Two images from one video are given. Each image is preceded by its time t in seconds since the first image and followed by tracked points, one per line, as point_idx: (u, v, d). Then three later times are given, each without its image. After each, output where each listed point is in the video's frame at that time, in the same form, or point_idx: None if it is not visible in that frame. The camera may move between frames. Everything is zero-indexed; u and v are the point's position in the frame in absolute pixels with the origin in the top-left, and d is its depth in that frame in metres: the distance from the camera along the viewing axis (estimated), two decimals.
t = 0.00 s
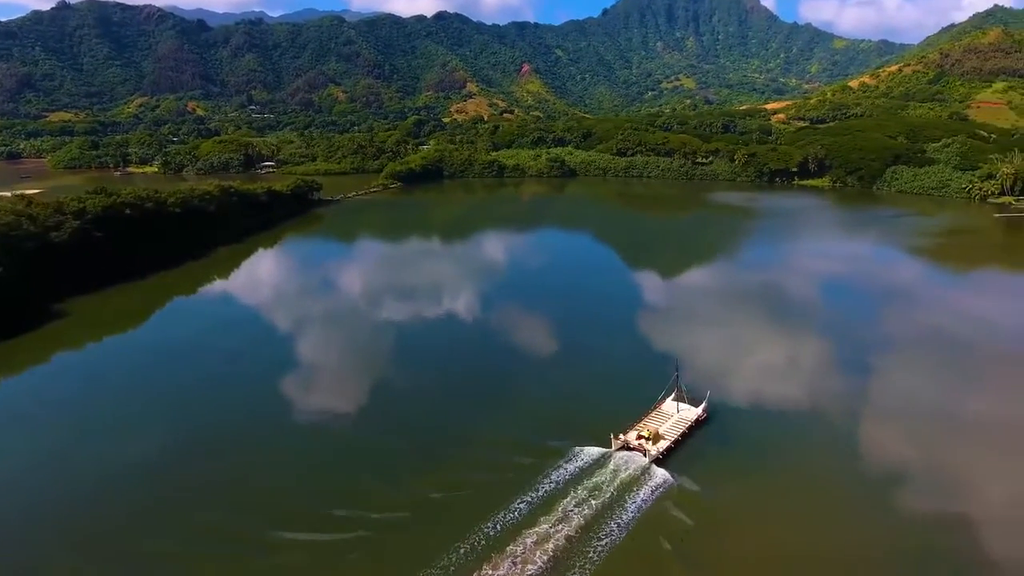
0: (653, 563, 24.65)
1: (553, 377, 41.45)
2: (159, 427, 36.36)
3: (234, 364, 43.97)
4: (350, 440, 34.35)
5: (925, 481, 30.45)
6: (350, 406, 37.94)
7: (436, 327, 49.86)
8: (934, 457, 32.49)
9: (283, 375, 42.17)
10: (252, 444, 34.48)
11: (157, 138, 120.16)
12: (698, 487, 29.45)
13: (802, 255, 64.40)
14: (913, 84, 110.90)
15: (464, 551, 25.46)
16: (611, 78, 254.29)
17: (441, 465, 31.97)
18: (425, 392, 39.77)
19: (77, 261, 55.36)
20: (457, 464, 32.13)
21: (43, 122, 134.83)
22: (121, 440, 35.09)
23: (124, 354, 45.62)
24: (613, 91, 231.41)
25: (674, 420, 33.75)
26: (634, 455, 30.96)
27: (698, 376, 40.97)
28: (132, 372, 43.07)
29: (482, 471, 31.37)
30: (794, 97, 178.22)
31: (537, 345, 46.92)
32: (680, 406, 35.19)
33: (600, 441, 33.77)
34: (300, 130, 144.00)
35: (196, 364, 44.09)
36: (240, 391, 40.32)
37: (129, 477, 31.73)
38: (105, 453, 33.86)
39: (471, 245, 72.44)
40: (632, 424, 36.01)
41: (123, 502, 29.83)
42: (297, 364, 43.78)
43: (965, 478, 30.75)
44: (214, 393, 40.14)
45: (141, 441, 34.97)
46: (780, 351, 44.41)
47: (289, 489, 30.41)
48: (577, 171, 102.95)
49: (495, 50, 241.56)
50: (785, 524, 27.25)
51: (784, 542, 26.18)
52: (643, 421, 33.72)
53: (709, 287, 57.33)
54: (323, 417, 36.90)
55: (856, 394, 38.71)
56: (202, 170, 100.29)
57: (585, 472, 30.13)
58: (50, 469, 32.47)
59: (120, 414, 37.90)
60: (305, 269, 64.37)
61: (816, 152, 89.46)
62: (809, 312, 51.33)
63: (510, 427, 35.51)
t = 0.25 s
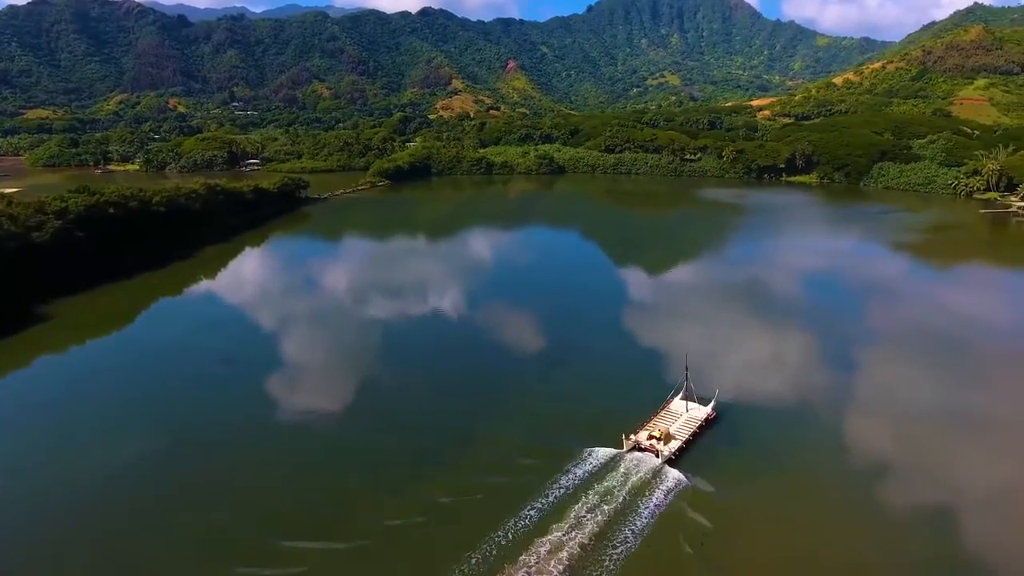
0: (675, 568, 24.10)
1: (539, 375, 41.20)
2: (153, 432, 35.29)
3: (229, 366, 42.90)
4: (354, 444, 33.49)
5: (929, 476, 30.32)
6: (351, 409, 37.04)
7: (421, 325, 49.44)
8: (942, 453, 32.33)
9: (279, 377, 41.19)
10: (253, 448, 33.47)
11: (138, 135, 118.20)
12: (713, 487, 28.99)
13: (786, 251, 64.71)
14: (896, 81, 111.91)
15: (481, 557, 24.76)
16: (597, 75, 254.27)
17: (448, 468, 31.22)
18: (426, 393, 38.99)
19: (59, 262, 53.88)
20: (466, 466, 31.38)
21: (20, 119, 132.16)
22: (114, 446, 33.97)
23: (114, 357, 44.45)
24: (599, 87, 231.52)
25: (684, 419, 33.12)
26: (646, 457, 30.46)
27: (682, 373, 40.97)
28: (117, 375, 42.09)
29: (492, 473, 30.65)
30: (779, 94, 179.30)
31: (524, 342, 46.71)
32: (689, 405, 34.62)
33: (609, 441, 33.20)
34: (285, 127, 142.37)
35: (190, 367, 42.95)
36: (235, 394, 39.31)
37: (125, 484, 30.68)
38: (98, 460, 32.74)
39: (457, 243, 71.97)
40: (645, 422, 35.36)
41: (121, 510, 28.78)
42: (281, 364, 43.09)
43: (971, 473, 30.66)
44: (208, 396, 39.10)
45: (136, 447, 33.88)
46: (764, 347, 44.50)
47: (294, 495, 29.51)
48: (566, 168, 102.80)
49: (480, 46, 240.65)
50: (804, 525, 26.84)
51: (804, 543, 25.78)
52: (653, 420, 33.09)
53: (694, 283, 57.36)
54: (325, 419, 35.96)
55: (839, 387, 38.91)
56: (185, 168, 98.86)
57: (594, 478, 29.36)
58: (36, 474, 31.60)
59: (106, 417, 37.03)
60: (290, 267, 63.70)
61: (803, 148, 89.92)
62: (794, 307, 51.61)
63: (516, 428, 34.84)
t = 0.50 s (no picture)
0: (694, 572, 23.48)
1: (521, 371, 41.05)
2: (140, 440, 33.99)
3: (216, 370, 41.59)
4: (354, 449, 32.50)
5: (923, 473, 30.30)
6: (346, 412, 36.07)
7: (402, 323, 49.03)
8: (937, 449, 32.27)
9: (271, 382, 39.98)
10: (248, 455, 32.25)
11: (111, 132, 115.61)
12: (725, 487, 28.45)
13: (763, 247, 65.17)
14: (873, 78, 113.38)
15: (494, 565, 23.88)
16: (576, 72, 254.49)
17: (452, 472, 30.31)
18: (422, 396, 38.17)
19: (33, 263, 52.40)
20: (471, 471, 30.51)
21: None
22: (100, 456, 32.57)
23: (97, 364, 42.87)
24: (578, 84, 231.74)
25: (689, 418, 32.56)
26: (655, 457, 29.82)
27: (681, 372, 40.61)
28: (93, 381, 40.74)
29: (499, 477, 29.79)
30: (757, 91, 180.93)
31: (505, 340, 46.38)
32: (693, 404, 34.10)
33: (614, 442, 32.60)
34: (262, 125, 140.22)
35: (177, 372, 41.57)
36: (225, 399, 38.08)
37: (114, 495, 29.40)
38: (84, 471, 31.39)
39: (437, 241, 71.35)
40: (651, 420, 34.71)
41: (112, 522, 27.50)
42: (259, 364, 42.30)
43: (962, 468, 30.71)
44: (197, 402, 37.75)
45: (123, 457, 32.52)
46: (744, 341, 44.81)
47: (294, 503, 28.43)
48: (549, 165, 102.68)
49: (459, 42, 239.43)
50: (818, 526, 26.38)
51: (820, 544, 25.31)
52: (658, 420, 32.50)
53: (675, 278, 57.63)
54: (322, 424, 34.91)
55: (819, 380, 39.25)
56: (161, 166, 96.96)
57: (600, 482, 28.49)
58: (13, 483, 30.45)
59: (84, 423, 35.86)
60: (267, 267, 62.65)
61: (784, 145, 90.68)
62: (772, 302, 51.96)
63: (517, 429, 34.11)
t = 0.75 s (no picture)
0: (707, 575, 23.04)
1: (501, 368, 40.90)
2: (126, 447, 32.74)
3: (203, 374, 40.30)
4: (353, 454, 31.60)
5: (907, 466, 30.45)
6: (335, 414, 35.34)
7: (381, 321, 48.59)
8: (922, 442, 32.44)
9: (261, 385, 38.84)
10: (242, 461, 31.15)
11: (82, 129, 112.96)
12: (734, 487, 28.06)
13: (739, 243, 65.64)
14: (849, 76, 114.84)
15: (505, 573, 23.15)
16: (555, 69, 254.50)
17: (452, 475, 29.65)
18: (418, 397, 37.38)
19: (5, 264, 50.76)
20: (476, 473, 29.76)
21: None
22: (85, 465, 31.27)
23: (76, 370, 41.33)
24: (557, 81, 231.88)
25: (693, 417, 32.13)
26: (664, 458, 29.34)
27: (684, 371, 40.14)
28: (69, 385, 39.39)
29: (505, 480, 29.08)
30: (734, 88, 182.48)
31: (485, 337, 46.07)
32: (696, 402, 33.67)
33: (619, 441, 32.04)
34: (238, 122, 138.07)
35: (161, 377, 40.22)
36: (214, 403, 36.89)
37: (103, 504, 28.24)
38: (69, 480, 30.11)
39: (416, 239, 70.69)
40: (655, 419, 34.15)
41: (97, 530, 26.55)
42: (236, 364, 41.54)
43: (944, 461, 30.92)
44: (184, 407, 36.50)
45: (110, 465, 31.24)
46: (722, 335, 45.15)
47: (294, 510, 27.43)
48: (531, 162, 102.38)
49: (437, 39, 238.08)
50: (829, 524, 26.11)
51: (837, 547, 24.82)
52: (662, 419, 32.03)
53: (653, 274, 57.86)
54: (317, 428, 33.92)
55: (796, 373, 39.59)
56: (134, 164, 94.94)
57: (607, 485, 27.72)
58: None
59: (61, 428, 34.68)
60: (244, 266, 61.61)
61: (764, 142, 91.47)
62: (750, 297, 52.34)
63: (518, 429, 33.47)
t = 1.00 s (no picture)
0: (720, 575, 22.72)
1: (480, 366, 40.64)
2: (110, 454, 31.61)
3: (190, 379, 38.98)
4: (353, 458, 30.70)
5: (888, 458, 30.57)
6: (325, 416, 34.72)
7: (358, 320, 48.03)
8: (905, 434, 32.57)
9: (252, 389, 37.66)
10: (237, 467, 30.04)
11: (49, 127, 110.00)
12: (743, 487, 27.74)
13: (716, 238, 66.07)
14: (824, 73, 116.32)
15: None
16: (533, 66, 254.32)
17: (450, 475, 29.17)
18: (415, 398, 36.60)
19: None
20: (482, 476, 29.05)
21: None
22: (71, 475, 29.93)
23: (55, 376, 39.77)
24: (536, 78, 231.83)
25: (696, 415, 31.84)
26: (669, 457, 29.01)
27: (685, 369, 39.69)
28: (44, 390, 38.07)
29: (512, 482, 28.39)
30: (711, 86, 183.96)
31: (464, 335, 45.82)
32: (698, 400, 33.39)
33: (625, 440, 31.53)
34: (213, 119, 135.58)
35: (146, 382, 38.83)
36: (204, 408, 35.66)
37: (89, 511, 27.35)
38: (54, 491, 28.78)
39: (394, 237, 69.97)
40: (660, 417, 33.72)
41: (82, 538, 25.62)
42: (212, 364, 40.80)
43: (923, 452, 31.10)
44: (172, 413, 35.20)
45: (96, 475, 29.93)
46: (699, 330, 45.41)
47: (296, 518, 26.45)
48: (512, 159, 101.98)
49: (414, 35, 236.42)
50: (836, 523, 25.96)
51: (852, 548, 24.55)
52: (666, 417, 31.70)
53: (631, 270, 57.96)
54: (314, 433, 32.94)
55: (772, 368, 39.87)
56: (105, 163, 92.73)
57: (612, 489, 27.09)
58: None
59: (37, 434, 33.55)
60: (219, 266, 60.48)
61: (744, 139, 92.23)
62: (727, 292, 52.69)
63: (519, 430, 32.85)
